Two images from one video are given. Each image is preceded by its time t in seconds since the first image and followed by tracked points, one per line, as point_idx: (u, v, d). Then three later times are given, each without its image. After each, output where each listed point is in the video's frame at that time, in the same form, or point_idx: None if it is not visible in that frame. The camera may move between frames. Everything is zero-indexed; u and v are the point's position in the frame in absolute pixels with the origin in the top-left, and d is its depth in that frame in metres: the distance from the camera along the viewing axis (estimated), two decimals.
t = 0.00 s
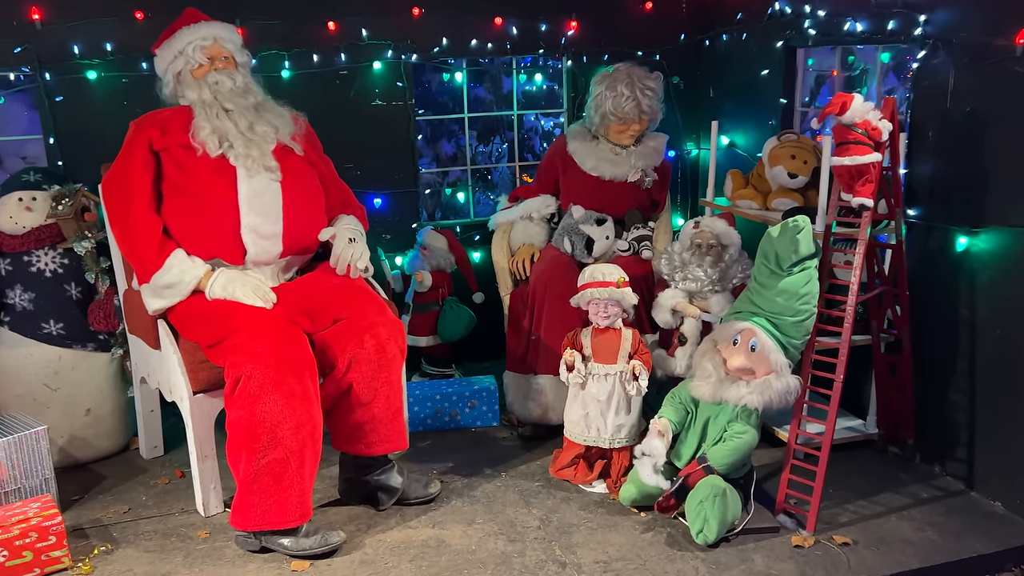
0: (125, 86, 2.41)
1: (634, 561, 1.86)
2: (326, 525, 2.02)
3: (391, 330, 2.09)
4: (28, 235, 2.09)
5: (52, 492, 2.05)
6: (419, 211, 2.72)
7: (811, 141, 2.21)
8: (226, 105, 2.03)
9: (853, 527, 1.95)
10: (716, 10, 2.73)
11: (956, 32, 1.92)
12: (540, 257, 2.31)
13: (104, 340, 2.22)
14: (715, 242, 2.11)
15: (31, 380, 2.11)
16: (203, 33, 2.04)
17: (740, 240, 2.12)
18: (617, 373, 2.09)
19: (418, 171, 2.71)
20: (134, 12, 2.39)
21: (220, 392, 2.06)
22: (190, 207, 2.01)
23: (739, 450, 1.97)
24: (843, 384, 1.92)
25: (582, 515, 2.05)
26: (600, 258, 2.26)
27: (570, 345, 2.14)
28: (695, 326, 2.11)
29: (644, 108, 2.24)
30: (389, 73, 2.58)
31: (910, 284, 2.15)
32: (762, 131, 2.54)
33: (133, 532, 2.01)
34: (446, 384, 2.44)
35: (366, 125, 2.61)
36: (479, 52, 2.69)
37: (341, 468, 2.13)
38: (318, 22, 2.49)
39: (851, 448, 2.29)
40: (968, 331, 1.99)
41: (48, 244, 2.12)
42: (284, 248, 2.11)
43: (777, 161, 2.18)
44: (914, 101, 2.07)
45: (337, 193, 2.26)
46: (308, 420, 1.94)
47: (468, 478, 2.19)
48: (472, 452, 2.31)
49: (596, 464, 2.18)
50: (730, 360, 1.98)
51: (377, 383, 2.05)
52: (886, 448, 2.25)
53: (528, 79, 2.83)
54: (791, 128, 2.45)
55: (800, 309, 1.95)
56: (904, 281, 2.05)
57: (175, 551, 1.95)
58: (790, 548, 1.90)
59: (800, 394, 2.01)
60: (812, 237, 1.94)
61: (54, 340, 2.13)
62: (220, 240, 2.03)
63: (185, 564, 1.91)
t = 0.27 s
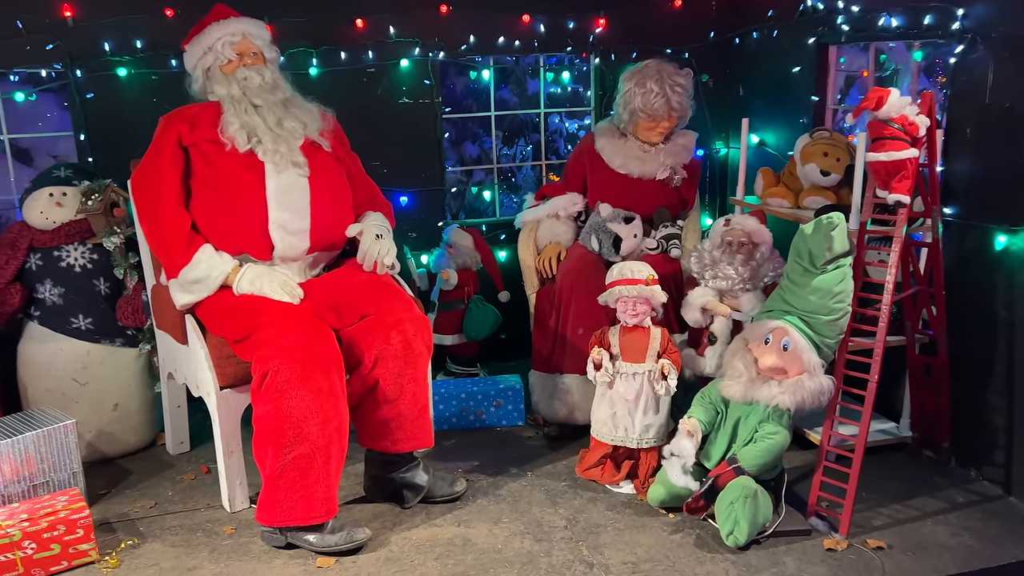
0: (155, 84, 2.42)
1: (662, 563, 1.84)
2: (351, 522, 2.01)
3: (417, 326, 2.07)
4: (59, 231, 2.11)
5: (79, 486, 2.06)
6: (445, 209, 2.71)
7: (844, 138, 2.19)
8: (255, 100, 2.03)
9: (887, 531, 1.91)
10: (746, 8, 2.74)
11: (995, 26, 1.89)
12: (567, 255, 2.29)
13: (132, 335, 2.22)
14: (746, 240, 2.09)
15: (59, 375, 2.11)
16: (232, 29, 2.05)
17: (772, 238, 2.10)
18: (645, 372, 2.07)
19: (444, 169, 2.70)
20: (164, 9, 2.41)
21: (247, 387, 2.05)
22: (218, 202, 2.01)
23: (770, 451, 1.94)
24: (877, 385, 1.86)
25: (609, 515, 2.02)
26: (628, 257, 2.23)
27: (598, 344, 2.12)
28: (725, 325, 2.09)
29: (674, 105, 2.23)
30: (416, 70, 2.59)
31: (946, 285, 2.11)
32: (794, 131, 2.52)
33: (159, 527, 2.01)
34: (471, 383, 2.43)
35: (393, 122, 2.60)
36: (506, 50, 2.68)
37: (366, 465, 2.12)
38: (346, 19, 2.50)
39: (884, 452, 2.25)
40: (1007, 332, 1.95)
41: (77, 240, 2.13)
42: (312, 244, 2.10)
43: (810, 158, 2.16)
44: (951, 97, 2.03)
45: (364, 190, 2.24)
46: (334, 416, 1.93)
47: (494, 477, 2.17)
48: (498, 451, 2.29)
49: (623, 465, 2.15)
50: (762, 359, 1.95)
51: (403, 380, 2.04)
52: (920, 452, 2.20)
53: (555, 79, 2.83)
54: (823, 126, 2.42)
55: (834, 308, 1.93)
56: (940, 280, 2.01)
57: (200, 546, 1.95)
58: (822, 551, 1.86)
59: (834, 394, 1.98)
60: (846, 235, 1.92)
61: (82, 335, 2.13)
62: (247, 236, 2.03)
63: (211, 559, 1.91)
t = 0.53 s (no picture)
0: (199, 86, 2.45)
1: (702, 569, 1.81)
2: (388, 523, 2.02)
3: (455, 327, 2.07)
4: (104, 230, 2.14)
5: (122, 483, 2.09)
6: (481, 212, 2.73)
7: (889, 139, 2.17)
8: (297, 102, 2.04)
9: (933, 541, 1.87)
10: (789, 8, 2.70)
11: None
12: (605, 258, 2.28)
13: (174, 334, 2.23)
14: (788, 243, 2.09)
15: (104, 372, 2.14)
16: (275, 32, 2.06)
17: (815, 242, 2.09)
18: (685, 376, 2.05)
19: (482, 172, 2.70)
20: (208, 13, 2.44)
21: (286, 386, 2.07)
22: (260, 203, 2.03)
23: (813, 458, 1.92)
24: (923, 392, 1.82)
25: (647, 521, 2.00)
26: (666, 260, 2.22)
27: (636, 347, 2.10)
28: (767, 329, 2.08)
29: (714, 107, 2.22)
30: (455, 73, 2.60)
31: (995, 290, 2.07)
32: (837, 133, 2.51)
33: (199, 524, 2.03)
34: (507, 386, 2.42)
35: (431, 125, 2.62)
36: (545, 52, 2.67)
37: (403, 465, 2.13)
38: (386, 22, 2.52)
39: (929, 461, 2.20)
40: None
41: (122, 239, 2.16)
42: (351, 245, 2.11)
43: (854, 161, 2.13)
44: (1002, 98, 1.99)
45: (403, 192, 2.25)
46: (373, 416, 1.94)
47: (531, 480, 2.16)
48: (534, 454, 2.28)
49: (662, 470, 2.13)
50: (805, 364, 1.93)
51: (441, 380, 2.04)
52: (967, 462, 2.15)
53: (594, 83, 2.82)
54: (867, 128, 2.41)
55: (880, 312, 1.89)
56: (989, 285, 1.96)
57: (239, 544, 1.97)
58: (866, 561, 1.82)
59: (879, 401, 1.94)
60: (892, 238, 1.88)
61: (126, 334, 2.16)
62: (289, 236, 2.04)
63: (250, 557, 1.92)
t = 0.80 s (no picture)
0: (245, 93, 2.49)
1: None
2: (428, 527, 2.02)
3: (496, 332, 2.08)
4: (152, 234, 2.18)
5: (167, 482, 2.11)
6: (521, 217, 2.74)
7: (937, 146, 2.13)
8: (342, 108, 2.06)
9: (983, 556, 1.83)
10: (835, 14, 2.69)
11: None
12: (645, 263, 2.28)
13: (218, 336, 2.26)
14: (834, 250, 2.08)
15: (149, 373, 2.18)
16: (320, 38, 2.09)
17: (861, 248, 2.09)
18: (727, 384, 2.04)
19: (522, 177, 2.72)
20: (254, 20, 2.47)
21: (329, 389, 2.09)
22: (304, 207, 2.05)
23: (858, 469, 1.88)
24: (973, 404, 1.78)
25: (688, 530, 1.99)
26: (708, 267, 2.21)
27: (678, 354, 2.09)
28: (811, 337, 2.07)
29: (758, 113, 2.21)
30: (496, 79, 2.61)
31: None
32: (883, 140, 2.48)
33: (241, 524, 2.06)
34: (546, 392, 2.42)
35: (471, 130, 2.64)
36: (586, 58, 2.69)
37: (443, 469, 2.13)
38: (429, 29, 2.55)
39: (978, 474, 2.16)
40: None
41: (169, 243, 2.20)
42: (393, 250, 2.12)
43: (901, 167, 2.10)
44: None
45: (444, 197, 2.27)
46: (414, 419, 1.95)
47: (570, 487, 2.16)
48: (573, 461, 2.27)
49: (703, 479, 2.11)
50: (850, 373, 1.90)
51: (481, 385, 2.05)
52: (1017, 475, 2.11)
53: (635, 89, 2.81)
54: (914, 134, 2.37)
55: (928, 322, 1.86)
56: None
57: (281, 544, 1.98)
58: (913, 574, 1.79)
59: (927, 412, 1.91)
60: (942, 245, 1.84)
61: (172, 335, 2.20)
62: (332, 240, 2.07)
63: (291, 558, 1.94)
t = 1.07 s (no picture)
0: (295, 101, 2.55)
1: None
2: (472, 533, 2.03)
3: (540, 340, 2.08)
4: (205, 239, 2.23)
5: (217, 483, 2.15)
6: (566, 225, 2.76)
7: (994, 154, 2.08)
8: (390, 117, 2.10)
9: None
10: (887, 21, 2.66)
11: None
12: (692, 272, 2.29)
13: (267, 340, 2.31)
14: (885, 261, 2.06)
15: (201, 377, 2.23)
16: (371, 48, 2.13)
17: (912, 260, 2.07)
18: (775, 396, 2.03)
19: (566, 186, 2.74)
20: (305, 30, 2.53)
21: (375, 394, 2.11)
22: (353, 214, 2.09)
23: (909, 484, 1.85)
24: None
25: (734, 542, 1.97)
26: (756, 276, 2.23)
27: (724, 364, 2.09)
28: (861, 349, 2.06)
29: (808, 121, 2.21)
30: (542, 88, 2.64)
31: None
32: (937, 148, 2.47)
33: (289, 526, 2.09)
34: (589, 400, 2.43)
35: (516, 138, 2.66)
36: (633, 65, 2.72)
37: (487, 475, 2.14)
38: (477, 38, 2.60)
39: None
40: None
41: (221, 248, 2.25)
42: (440, 257, 2.14)
43: (955, 177, 2.06)
44: None
45: (490, 205, 2.29)
46: (459, 426, 1.96)
47: (613, 496, 2.16)
48: (615, 470, 2.27)
49: (749, 491, 2.10)
50: (902, 386, 1.87)
51: (525, 393, 2.05)
52: None
53: (681, 96, 2.82)
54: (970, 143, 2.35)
55: (984, 335, 1.82)
56: None
57: (327, 547, 2.01)
58: None
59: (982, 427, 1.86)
60: (998, 257, 1.80)
61: (223, 339, 2.25)
62: (380, 247, 2.09)
63: (337, 561, 1.96)
